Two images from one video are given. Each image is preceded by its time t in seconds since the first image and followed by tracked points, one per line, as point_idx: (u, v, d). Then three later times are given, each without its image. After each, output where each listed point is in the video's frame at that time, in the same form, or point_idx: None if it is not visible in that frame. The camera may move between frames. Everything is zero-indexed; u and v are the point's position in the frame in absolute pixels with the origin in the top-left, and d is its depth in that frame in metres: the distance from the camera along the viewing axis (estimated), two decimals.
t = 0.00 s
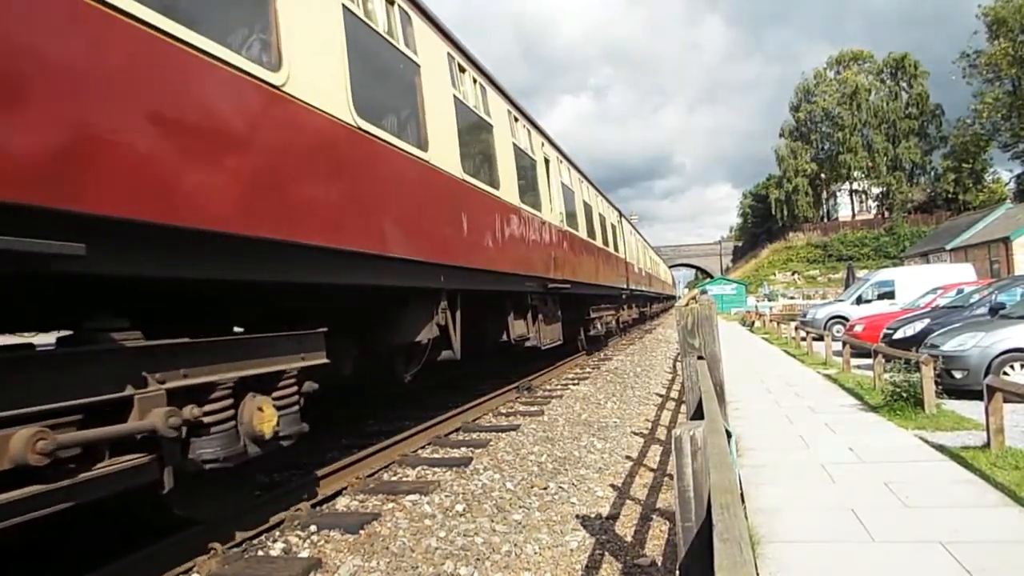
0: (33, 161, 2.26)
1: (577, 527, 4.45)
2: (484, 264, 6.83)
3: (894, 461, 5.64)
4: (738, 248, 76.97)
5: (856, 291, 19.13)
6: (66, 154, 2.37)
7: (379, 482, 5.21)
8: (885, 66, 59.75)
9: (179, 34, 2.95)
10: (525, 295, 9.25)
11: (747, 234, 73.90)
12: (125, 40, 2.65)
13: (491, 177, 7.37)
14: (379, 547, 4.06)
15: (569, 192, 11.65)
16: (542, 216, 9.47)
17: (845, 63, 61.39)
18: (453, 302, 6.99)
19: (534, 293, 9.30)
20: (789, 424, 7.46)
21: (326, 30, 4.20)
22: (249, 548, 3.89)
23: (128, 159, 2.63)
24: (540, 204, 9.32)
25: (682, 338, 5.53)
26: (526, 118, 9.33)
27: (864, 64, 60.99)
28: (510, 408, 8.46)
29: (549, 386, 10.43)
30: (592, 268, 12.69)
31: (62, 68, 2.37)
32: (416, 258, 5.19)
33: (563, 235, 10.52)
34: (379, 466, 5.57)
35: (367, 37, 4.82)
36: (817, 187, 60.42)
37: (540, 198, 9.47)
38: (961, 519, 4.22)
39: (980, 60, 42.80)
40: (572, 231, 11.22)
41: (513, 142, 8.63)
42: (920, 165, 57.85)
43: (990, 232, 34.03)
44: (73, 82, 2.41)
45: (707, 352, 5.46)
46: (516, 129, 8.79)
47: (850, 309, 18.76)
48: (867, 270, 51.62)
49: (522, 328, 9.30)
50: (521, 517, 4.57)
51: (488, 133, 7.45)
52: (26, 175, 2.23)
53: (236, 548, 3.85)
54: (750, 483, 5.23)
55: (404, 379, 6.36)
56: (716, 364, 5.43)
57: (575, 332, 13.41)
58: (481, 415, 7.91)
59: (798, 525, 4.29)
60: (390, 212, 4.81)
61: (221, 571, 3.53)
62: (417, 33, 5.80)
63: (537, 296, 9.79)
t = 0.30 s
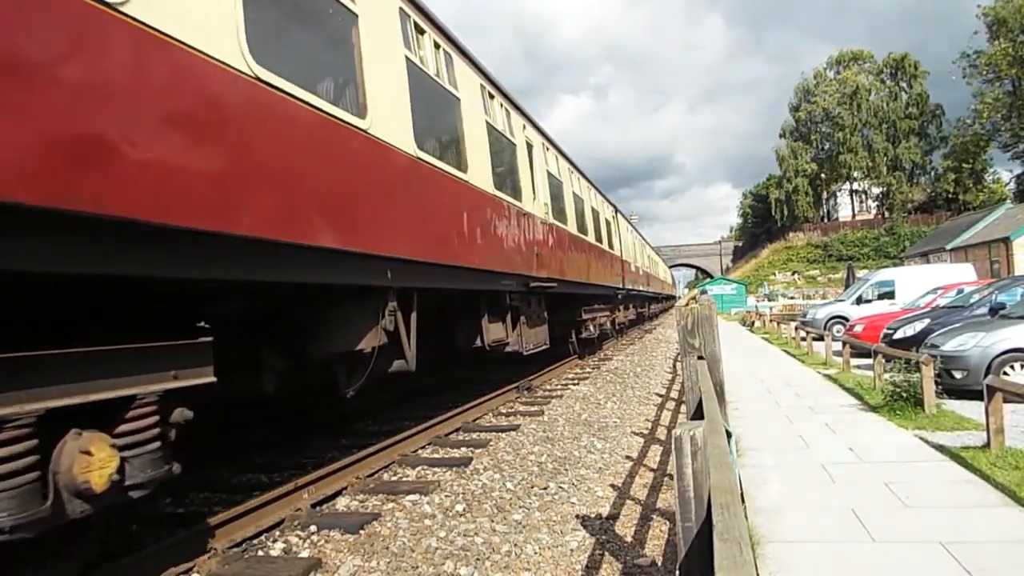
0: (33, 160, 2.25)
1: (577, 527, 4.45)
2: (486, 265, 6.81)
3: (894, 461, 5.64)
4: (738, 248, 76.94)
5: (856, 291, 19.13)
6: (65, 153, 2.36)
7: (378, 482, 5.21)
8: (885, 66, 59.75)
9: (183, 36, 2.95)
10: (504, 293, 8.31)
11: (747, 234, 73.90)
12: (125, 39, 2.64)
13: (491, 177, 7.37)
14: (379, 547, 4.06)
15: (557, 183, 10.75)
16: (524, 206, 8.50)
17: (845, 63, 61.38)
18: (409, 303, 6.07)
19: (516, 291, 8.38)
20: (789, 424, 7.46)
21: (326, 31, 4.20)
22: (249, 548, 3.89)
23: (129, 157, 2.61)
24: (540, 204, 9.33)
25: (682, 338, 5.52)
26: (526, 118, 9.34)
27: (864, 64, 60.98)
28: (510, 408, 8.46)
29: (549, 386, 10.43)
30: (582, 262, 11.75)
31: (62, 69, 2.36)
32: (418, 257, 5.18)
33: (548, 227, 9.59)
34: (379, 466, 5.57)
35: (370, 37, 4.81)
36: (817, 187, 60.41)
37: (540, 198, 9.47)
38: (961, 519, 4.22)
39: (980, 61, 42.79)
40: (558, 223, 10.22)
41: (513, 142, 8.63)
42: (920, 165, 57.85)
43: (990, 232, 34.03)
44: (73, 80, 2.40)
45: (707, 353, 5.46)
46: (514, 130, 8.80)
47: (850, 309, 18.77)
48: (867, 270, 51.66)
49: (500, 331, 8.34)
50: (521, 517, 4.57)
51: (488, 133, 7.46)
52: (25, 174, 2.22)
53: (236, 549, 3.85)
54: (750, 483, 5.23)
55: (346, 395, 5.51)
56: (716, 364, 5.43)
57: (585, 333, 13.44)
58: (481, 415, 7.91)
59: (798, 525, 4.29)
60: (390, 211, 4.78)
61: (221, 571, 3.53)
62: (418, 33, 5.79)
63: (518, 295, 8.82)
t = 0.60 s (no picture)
0: (28, 155, 2.24)
1: (577, 527, 4.45)
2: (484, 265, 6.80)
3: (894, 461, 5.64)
4: (738, 248, 76.94)
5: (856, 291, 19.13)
6: (61, 150, 2.35)
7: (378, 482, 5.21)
8: (885, 66, 59.74)
9: (185, 38, 2.96)
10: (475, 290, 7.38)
11: (747, 234, 73.89)
12: (124, 40, 2.64)
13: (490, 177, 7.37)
14: (379, 547, 4.06)
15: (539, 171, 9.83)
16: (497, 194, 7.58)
17: (845, 62, 61.37)
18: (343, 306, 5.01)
19: (490, 289, 7.45)
20: (789, 424, 7.46)
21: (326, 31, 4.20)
22: (249, 548, 3.89)
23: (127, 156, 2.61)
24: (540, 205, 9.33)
25: (682, 338, 5.51)
26: (526, 118, 9.34)
27: (864, 64, 60.97)
28: (510, 408, 8.46)
29: (549, 386, 10.43)
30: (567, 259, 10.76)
31: (61, 67, 2.36)
32: (418, 258, 5.20)
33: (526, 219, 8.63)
34: (379, 466, 5.57)
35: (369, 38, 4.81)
36: (817, 187, 60.41)
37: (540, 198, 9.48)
38: (961, 519, 4.23)
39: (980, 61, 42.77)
40: (538, 216, 9.25)
41: (512, 142, 8.64)
42: (919, 165, 57.86)
43: (990, 232, 34.02)
44: (71, 80, 2.39)
45: (707, 352, 5.45)
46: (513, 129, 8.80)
47: (850, 309, 18.77)
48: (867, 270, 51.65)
49: (471, 336, 7.46)
50: (521, 517, 4.57)
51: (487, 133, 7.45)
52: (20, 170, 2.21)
53: (236, 549, 3.85)
54: (750, 483, 5.23)
55: (260, 418, 4.29)
56: (716, 364, 5.43)
57: (586, 335, 13.43)
58: (481, 416, 7.91)
59: (798, 525, 4.29)
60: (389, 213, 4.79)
61: (221, 571, 3.53)
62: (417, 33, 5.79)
63: (490, 294, 7.83)
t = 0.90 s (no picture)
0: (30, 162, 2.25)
1: (577, 527, 4.45)
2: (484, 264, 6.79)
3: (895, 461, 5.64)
4: (738, 248, 76.92)
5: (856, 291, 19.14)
6: (64, 156, 2.36)
7: (378, 482, 5.20)
8: (885, 66, 59.74)
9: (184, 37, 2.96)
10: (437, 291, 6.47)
11: (747, 234, 73.88)
12: (125, 42, 2.64)
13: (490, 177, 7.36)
14: (379, 547, 4.06)
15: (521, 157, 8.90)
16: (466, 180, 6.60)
17: (845, 62, 61.37)
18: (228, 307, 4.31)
19: (457, 288, 6.54)
20: (789, 424, 7.46)
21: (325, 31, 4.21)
22: (249, 548, 3.89)
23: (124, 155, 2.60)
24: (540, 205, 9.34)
25: (682, 338, 5.51)
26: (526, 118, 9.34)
27: (864, 64, 60.97)
28: (510, 408, 8.46)
29: (549, 386, 10.43)
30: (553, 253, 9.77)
31: (61, 66, 2.36)
32: (418, 258, 5.20)
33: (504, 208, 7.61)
34: (378, 466, 5.57)
35: (370, 38, 4.82)
36: (816, 187, 60.42)
37: (539, 198, 9.48)
38: (961, 519, 4.23)
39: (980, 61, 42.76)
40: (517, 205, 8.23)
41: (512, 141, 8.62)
42: (919, 165, 57.86)
43: (990, 232, 34.01)
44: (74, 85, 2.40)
45: (707, 352, 5.45)
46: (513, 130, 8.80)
47: (849, 309, 18.78)
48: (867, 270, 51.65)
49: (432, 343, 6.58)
50: (521, 518, 4.57)
51: (486, 133, 7.46)
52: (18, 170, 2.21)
53: (236, 549, 3.84)
54: (750, 483, 5.23)
55: (118, 456, 3.53)
56: (716, 364, 5.43)
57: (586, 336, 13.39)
58: (481, 415, 7.91)
59: (798, 525, 4.29)
60: (389, 213, 4.78)
61: (220, 571, 3.53)
62: (416, 33, 5.78)
63: (456, 295, 6.94)
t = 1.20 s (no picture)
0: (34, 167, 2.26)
1: (577, 527, 4.45)
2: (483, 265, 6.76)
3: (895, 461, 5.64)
4: (738, 248, 76.92)
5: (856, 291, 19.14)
6: (66, 161, 2.37)
7: (378, 482, 5.20)
8: (885, 66, 59.74)
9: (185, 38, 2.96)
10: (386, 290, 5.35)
11: (747, 234, 73.86)
12: (127, 44, 2.65)
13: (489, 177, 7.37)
14: (379, 547, 4.06)
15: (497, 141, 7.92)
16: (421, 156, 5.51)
17: (845, 62, 61.37)
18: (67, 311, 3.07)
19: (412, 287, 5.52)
20: (789, 424, 7.46)
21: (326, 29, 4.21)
22: (249, 549, 3.89)
23: (121, 157, 2.58)
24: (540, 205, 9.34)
25: (682, 338, 5.51)
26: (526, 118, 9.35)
27: (863, 64, 60.96)
28: (509, 408, 8.46)
29: (549, 386, 10.43)
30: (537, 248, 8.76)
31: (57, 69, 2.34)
32: (419, 258, 5.20)
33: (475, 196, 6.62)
34: (378, 466, 5.56)
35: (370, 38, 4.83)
36: (816, 187, 60.43)
37: (540, 198, 9.48)
38: (962, 519, 4.23)
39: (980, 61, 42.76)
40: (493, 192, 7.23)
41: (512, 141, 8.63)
42: (919, 165, 57.86)
43: (990, 232, 34.01)
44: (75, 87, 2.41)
45: (708, 352, 5.46)
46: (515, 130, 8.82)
47: (849, 309, 18.79)
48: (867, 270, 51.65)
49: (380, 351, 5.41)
50: (520, 518, 4.57)
51: (486, 134, 7.46)
52: (14, 172, 2.19)
53: (236, 549, 3.84)
54: (749, 483, 5.23)
55: None
56: (716, 364, 5.43)
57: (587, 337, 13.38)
58: (481, 415, 7.91)
59: (798, 525, 4.29)
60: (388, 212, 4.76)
61: (221, 571, 3.53)
62: (416, 33, 5.78)
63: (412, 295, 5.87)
